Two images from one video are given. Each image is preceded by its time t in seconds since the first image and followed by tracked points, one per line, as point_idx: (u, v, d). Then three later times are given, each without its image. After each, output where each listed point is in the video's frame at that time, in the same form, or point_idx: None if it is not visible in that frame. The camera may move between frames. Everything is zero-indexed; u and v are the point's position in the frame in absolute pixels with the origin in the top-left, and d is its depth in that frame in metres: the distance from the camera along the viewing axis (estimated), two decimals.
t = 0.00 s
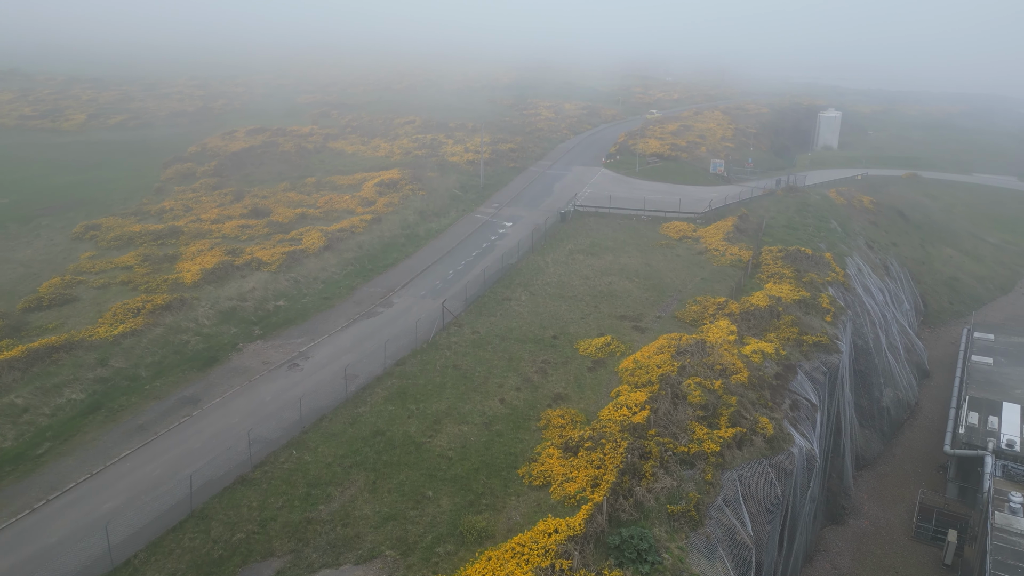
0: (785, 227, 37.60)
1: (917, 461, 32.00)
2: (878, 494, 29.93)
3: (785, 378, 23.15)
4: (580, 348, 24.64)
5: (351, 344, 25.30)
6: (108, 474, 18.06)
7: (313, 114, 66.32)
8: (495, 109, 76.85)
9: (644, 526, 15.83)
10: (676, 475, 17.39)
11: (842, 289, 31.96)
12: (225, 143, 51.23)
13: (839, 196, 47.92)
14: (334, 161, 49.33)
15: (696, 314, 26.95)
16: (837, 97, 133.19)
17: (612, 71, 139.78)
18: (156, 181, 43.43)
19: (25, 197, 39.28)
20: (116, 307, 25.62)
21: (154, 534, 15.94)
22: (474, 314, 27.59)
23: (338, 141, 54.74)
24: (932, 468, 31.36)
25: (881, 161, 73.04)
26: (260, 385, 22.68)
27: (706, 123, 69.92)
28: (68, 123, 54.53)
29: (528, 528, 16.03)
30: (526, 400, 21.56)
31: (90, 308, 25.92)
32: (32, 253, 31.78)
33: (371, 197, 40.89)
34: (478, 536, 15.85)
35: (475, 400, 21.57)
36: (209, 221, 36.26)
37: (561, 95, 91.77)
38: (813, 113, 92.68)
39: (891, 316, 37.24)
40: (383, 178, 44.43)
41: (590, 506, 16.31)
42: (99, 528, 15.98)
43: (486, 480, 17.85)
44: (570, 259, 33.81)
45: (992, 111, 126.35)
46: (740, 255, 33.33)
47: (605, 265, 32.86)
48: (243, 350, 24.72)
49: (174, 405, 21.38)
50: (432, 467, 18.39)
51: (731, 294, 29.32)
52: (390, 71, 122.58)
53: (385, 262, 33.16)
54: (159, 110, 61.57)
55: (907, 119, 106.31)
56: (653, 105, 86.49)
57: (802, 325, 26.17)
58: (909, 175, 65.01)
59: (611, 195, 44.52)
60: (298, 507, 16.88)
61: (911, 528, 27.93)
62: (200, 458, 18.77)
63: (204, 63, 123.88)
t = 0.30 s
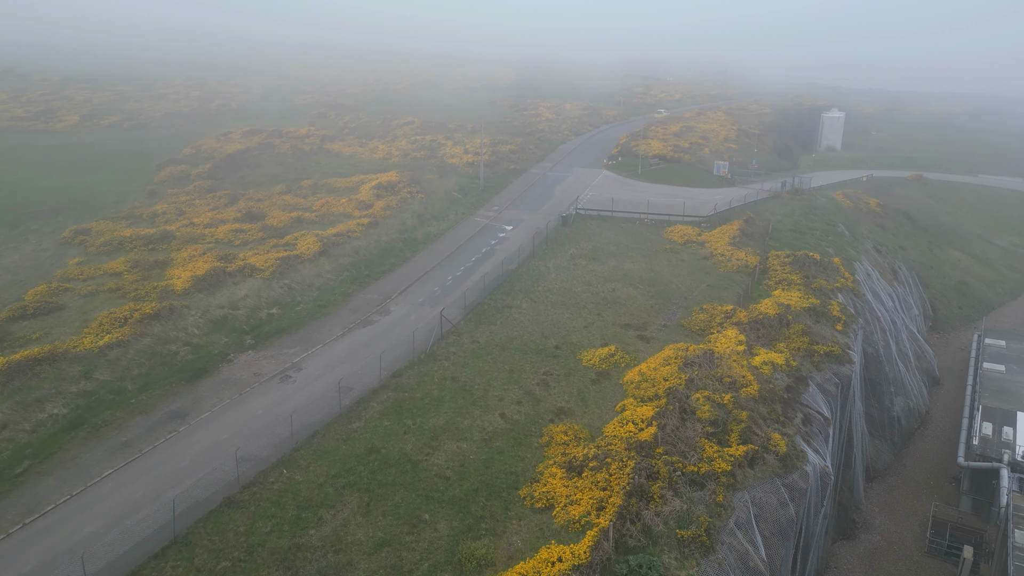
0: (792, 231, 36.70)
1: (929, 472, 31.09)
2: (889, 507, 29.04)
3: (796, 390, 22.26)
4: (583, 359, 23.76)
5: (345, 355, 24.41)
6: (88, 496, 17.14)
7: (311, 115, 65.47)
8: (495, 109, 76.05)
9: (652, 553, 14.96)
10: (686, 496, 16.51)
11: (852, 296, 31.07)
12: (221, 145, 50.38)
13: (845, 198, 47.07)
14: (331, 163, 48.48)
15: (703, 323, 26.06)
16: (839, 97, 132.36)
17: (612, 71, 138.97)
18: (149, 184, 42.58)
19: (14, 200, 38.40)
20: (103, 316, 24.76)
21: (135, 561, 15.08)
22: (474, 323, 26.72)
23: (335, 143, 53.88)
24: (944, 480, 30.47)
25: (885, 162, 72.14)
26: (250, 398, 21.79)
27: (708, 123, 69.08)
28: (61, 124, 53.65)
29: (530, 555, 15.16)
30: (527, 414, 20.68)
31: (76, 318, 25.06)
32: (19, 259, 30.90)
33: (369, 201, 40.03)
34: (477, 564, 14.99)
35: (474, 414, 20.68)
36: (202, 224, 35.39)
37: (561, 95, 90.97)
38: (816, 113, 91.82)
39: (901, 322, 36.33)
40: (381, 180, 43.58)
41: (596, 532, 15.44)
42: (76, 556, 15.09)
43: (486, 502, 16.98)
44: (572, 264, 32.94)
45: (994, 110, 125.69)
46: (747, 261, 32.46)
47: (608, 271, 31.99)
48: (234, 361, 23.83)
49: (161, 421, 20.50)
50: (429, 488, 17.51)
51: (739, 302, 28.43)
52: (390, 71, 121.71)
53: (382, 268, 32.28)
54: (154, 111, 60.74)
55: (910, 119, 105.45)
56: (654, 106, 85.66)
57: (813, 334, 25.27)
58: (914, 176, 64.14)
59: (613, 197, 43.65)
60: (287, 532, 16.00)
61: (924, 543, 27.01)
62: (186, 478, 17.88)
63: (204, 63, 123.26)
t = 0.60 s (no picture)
0: (800, 236, 35.76)
1: (942, 485, 30.15)
2: (902, 522, 28.08)
3: (809, 406, 21.32)
4: (587, 372, 22.81)
5: (340, 368, 23.48)
6: (65, 522, 16.20)
7: (308, 116, 64.55)
8: (495, 110, 75.16)
9: None
10: (697, 523, 15.57)
11: (862, 304, 30.14)
12: (216, 147, 49.48)
13: (852, 201, 46.14)
14: (328, 166, 47.57)
15: (710, 333, 25.11)
16: (841, 97, 131.49)
17: (613, 71, 138.15)
18: (142, 188, 41.68)
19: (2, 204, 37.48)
20: (88, 327, 23.84)
21: None
22: (473, 333, 25.79)
23: (333, 145, 52.98)
24: (958, 494, 29.51)
25: (890, 163, 71.17)
26: (240, 414, 20.84)
27: (711, 125, 68.14)
28: (53, 126, 52.73)
29: None
30: (529, 432, 19.74)
31: (60, 329, 24.14)
32: (4, 266, 29.98)
33: (366, 204, 39.10)
34: None
35: (474, 432, 19.75)
36: (194, 230, 34.47)
37: (561, 96, 90.05)
38: (819, 113, 90.87)
39: (911, 329, 35.39)
40: (379, 183, 42.67)
41: (603, 563, 14.50)
42: None
43: (486, 529, 16.06)
44: (574, 271, 32.01)
45: (998, 111, 124.74)
46: (754, 267, 31.52)
47: (611, 278, 31.06)
48: (224, 374, 22.90)
49: (145, 439, 19.56)
50: (426, 513, 16.58)
51: (747, 310, 27.50)
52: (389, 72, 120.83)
53: (379, 275, 31.36)
54: (149, 112, 59.87)
55: (913, 120, 104.51)
56: (656, 107, 84.78)
57: (825, 345, 24.33)
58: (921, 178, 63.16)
59: (616, 201, 42.72)
60: (275, 562, 15.08)
61: (939, 560, 26.04)
62: (170, 502, 16.95)
63: (203, 63, 122.52)
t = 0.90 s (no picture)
0: (808, 241, 34.76)
1: (957, 500, 29.16)
2: (917, 539, 27.04)
3: (824, 423, 20.37)
4: (591, 387, 21.84)
5: (333, 382, 22.51)
6: (38, 553, 15.23)
7: (305, 118, 63.58)
8: (495, 111, 74.22)
9: None
10: (710, 554, 14.60)
11: (874, 313, 29.18)
12: (210, 149, 48.53)
13: (860, 204, 45.13)
14: (324, 169, 46.61)
15: (719, 345, 24.14)
16: (843, 98, 130.58)
17: (613, 72, 137.32)
18: (133, 191, 40.73)
19: None
20: (71, 340, 22.89)
21: None
22: (472, 345, 24.83)
23: (329, 147, 52.03)
24: (973, 509, 28.49)
25: (895, 165, 70.17)
26: (227, 432, 19.86)
27: (714, 126, 67.18)
28: (45, 128, 51.78)
29: None
30: (530, 452, 18.76)
31: (41, 341, 23.18)
32: None
33: (362, 209, 38.15)
34: None
35: (472, 452, 18.77)
36: (185, 235, 33.51)
37: (562, 97, 89.10)
38: (823, 114, 89.84)
39: (923, 337, 34.41)
40: (376, 187, 41.71)
41: None
42: None
43: (484, 560, 15.10)
44: (577, 278, 31.04)
45: (1001, 111, 123.73)
46: (762, 274, 30.55)
47: (615, 286, 30.09)
48: (211, 389, 21.92)
49: (127, 460, 18.59)
50: (421, 542, 15.61)
51: (756, 320, 26.53)
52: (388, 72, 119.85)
53: (375, 282, 30.37)
54: (143, 113, 58.92)
55: (917, 121, 103.53)
56: (657, 108, 83.86)
57: (838, 358, 23.37)
58: (927, 180, 62.15)
59: (618, 205, 41.76)
60: None
61: None
62: (150, 530, 15.98)
63: (201, 64, 121.71)
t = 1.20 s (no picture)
0: (817, 248, 33.77)
1: (972, 516, 28.14)
2: (932, 559, 25.97)
3: (840, 443, 19.34)
4: (594, 404, 20.83)
5: (324, 399, 21.51)
6: None
7: (302, 119, 62.58)
8: (495, 112, 73.24)
9: None
10: None
11: (886, 323, 28.17)
12: (204, 152, 47.56)
13: (867, 208, 44.11)
14: (320, 172, 45.61)
15: (728, 359, 23.13)
16: (845, 98, 129.72)
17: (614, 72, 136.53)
18: (124, 195, 39.77)
19: None
20: (50, 354, 21.90)
21: None
22: (470, 358, 23.83)
23: (326, 149, 51.06)
24: (989, 526, 27.44)
25: (900, 167, 69.21)
26: (212, 454, 18.84)
27: (717, 128, 66.14)
28: (36, 130, 50.79)
29: None
30: (531, 476, 17.75)
31: (20, 355, 22.18)
32: None
33: (358, 214, 37.17)
34: None
35: (470, 476, 17.77)
36: (175, 242, 32.52)
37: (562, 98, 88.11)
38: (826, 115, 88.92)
39: (935, 347, 33.40)
40: (373, 191, 40.73)
41: None
42: None
43: None
44: (579, 287, 30.03)
45: (1005, 112, 122.63)
46: (771, 283, 29.54)
47: (618, 295, 29.09)
48: (197, 407, 20.91)
49: (104, 484, 17.56)
50: None
51: (765, 332, 25.52)
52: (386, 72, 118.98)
53: (370, 291, 29.36)
54: (137, 115, 57.96)
55: (920, 121, 102.63)
56: (659, 108, 82.91)
57: (852, 373, 22.36)
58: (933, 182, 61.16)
59: (621, 209, 40.78)
60: None
61: None
62: (125, 564, 14.96)
63: (199, 64, 120.77)
